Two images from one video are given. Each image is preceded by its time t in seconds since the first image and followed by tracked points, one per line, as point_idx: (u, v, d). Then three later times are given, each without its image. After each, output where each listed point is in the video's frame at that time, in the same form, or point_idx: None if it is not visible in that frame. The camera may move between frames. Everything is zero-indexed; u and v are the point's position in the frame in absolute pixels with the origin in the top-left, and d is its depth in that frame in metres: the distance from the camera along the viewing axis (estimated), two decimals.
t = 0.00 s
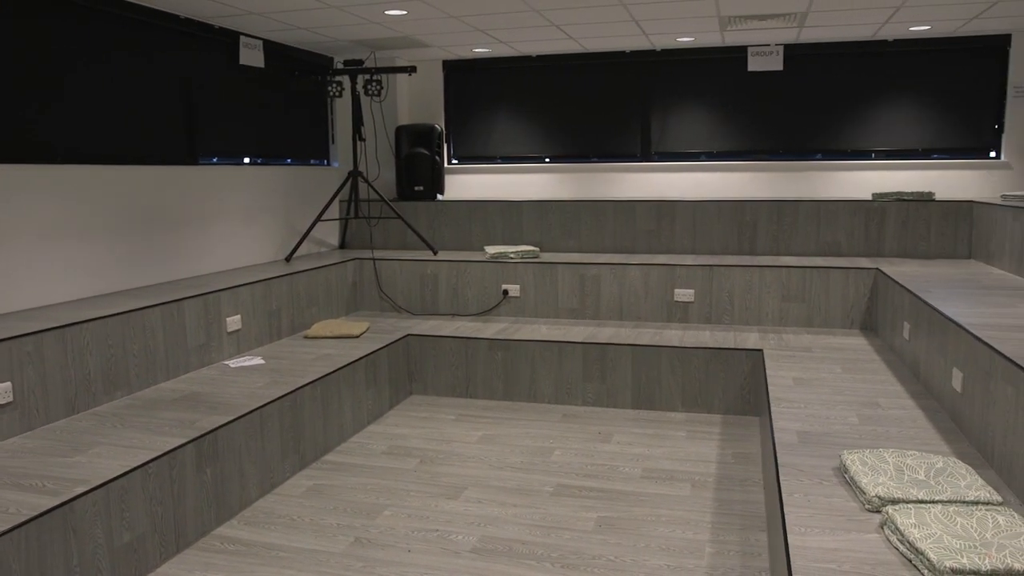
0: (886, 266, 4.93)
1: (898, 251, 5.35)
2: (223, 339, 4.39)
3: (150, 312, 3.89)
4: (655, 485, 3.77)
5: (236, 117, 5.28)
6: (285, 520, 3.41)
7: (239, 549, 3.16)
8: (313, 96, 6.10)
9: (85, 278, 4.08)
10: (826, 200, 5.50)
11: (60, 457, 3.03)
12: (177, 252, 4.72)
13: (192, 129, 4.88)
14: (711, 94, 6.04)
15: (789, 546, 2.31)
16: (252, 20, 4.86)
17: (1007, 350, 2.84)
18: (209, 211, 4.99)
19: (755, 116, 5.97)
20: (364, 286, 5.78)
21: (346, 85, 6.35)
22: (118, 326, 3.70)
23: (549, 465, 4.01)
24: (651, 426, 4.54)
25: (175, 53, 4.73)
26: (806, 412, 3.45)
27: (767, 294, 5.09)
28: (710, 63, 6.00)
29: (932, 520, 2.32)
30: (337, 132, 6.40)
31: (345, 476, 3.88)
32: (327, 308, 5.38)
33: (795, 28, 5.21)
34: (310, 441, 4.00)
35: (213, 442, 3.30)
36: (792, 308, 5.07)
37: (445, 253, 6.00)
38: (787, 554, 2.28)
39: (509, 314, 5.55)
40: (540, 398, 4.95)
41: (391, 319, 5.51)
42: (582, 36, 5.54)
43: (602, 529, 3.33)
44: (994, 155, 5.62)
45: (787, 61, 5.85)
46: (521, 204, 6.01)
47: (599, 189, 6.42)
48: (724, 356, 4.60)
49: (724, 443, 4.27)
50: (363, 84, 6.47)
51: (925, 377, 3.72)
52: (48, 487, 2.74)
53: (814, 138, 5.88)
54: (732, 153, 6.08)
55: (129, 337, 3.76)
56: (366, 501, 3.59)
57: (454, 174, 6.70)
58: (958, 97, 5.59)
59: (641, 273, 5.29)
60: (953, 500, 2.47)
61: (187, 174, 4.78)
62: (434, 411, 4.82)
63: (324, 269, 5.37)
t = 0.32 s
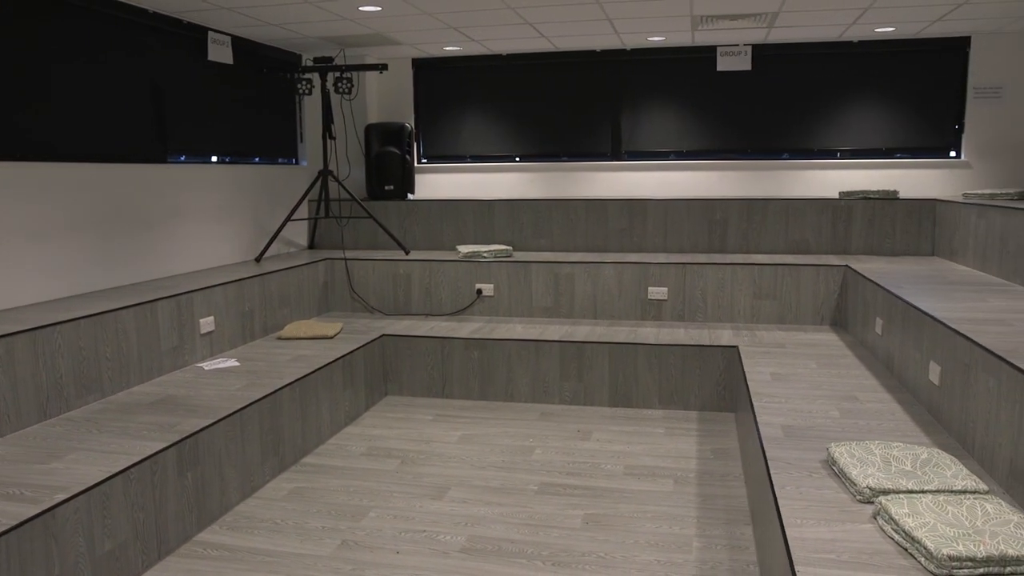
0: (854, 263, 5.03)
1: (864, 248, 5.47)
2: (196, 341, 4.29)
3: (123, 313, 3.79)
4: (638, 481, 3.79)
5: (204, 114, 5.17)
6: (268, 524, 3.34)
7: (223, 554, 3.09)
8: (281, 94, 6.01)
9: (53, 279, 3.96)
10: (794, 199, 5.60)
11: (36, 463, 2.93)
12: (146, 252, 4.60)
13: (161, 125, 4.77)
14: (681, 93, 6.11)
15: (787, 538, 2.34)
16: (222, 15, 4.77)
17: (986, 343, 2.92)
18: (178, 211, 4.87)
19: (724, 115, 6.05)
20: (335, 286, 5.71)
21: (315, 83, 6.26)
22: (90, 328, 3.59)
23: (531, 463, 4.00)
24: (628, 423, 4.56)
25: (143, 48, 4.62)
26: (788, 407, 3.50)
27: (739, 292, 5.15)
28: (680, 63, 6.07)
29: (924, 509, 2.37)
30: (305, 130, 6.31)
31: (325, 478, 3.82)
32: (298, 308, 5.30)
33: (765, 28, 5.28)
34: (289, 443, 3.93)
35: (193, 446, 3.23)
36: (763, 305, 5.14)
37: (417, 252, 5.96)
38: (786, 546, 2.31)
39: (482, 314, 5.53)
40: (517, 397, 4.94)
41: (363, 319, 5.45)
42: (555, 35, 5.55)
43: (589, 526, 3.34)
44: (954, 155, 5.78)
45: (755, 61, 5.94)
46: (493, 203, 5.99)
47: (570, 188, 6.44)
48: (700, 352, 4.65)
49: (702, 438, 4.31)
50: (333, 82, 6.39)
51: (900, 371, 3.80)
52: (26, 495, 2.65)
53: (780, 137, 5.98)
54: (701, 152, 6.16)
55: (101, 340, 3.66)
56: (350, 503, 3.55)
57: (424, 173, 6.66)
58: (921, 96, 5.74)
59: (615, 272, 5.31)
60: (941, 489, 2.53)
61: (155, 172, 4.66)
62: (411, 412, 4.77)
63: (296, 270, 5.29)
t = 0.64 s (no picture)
0: (823, 261, 5.13)
1: (831, 246, 5.58)
2: (167, 344, 4.20)
3: (94, 316, 3.69)
4: (620, 478, 3.81)
5: (171, 113, 5.07)
6: (249, 529, 3.28)
7: (205, 560, 3.03)
8: (249, 92, 5.92)
9: (19, 281, 3.84)
10: (761, 198, 5.69)
11: (10, 471, 2.84)
12: (113, 254, 4.49)
13: (126, 124, 4.65)
14: (649, 93, 6.17)
15: (780, 530, 2.38)
16: (190, 11, 4.67)
17: (961, 336, 3.00)
18: (146, 211, 4.76)
19: (692, 115, 6.12)
20: (305, 287, 5.64)
21: (282, 82, 6.18)
22: (61, 331, 3.50)
23: (511, 462, 4.00)
24: (605, 420, 4.59)
25: (108, 43, 4.50)
26: (768, 402, 3.55)
27: (711, 289, 5.21)
28: (648, 64, 6.13)
29: (911, 499, 2.43)
30: (273, 129, 6.22)
31: (305, 481, 3.77)
32: (269, 310, 5.22)
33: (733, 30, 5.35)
34: (266, 447, 3.87)
35: (173, 451, 3.16)
36: (734, 302, 5.21)
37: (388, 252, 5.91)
38: (780, 537, 2.35)
39: (455, 313, 5.51)
40: (493, 396, 4.93)
41: (335, 320, 5.39)
42: (527, 34, 5.56)
43: (574, 523, 3.35)
44: (914, 154, 5.93)
45: (723, 62, 6.03)
46: (464, 203, 5.97)
47: (540, 188, 6.45)
48: (675, 349, 4.70)
49: (679, 434, 4.35)
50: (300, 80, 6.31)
51: (873, 365, 3.89)
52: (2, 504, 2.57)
53: (747, 137, 6.08)
54: (670, 152, 6.23)
55: (72, 343, 3.56)
56: (332, 505, 3.50)
57: (393, 173, 6.61)
58: (883, 97, 5.89)
59: (589, 271, 5.34)
60: (925, 479, 2.59)
61: (123, 172, 4.55)
62: (387, 413, 4.73)
63: (267, 270, 5.21)
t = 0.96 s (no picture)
0: (786, 259, 5.24)
1: (792, 245, 5.70)
2: (133, 349, 4.11)
3: (60, 321, 3.59)
4: (596, 476, 3.84)
5: (132, 112, 4.96)
6: (227, 535, 3.23)
7: (183, 567, 2.97)
8: (211, 91, 5.82)
9: None
10: (724, 198, 5.78)
11: None
12: (75, 256, 4.37)
13: (85, 123, 4.53)
14: (613, 94, 6.23)
15: (767, 523, 2.43)
16: (151, 8, 4.57)
17: (929, 331, 3.10)
18: (108, 212, 4.65)
19: (655, 116, 6.20)
20: (271, 289, 5.56)
21: (245, 81, 6.09)
22: (26, 336, 3.39)
23: (487, 462, 4.00)
24: (577, 419, 4.62)
25: (67, 40, 4.38)
26: (741, 398, 3.62)
27: (677, 288, 5.29)
28: (612, 65, 6.19)
29: (890, 489, 2.50)
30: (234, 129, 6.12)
31: (280, 485, 3.72)
32: (235, 312, 5.14)
33: (697, 32, 5.44)
34: (239, 451, 3.81)
35: (148, 457, 3.10)
36: (701, 300, 5.29)
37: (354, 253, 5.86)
38: (767, 530, 2.40)
39: (424, 314, 5.49)
40: (464, 396, 4.93)
41: (302, 322, 5.32)
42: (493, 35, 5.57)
43: (555, 521, 3.37)
44: (870, 155, 6.10)
45: (686, 63, 6.12)
46: (430, 203, 5.94)
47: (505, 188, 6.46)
48: (645, 348, 4.76)
49: (651, 431, 4.41)
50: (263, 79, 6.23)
51: (840, 361, 3.99)
52: None
53: (709, 138, 6.18)
54: (633, 152, 6.29)
55: (38, 349, 3.46)
56: (309, 509, 3.47)
57: (357, 173, 6.56)
58: (839, 99, 6.04)
59: (557, 271, 5.37)
60: (901, 470, 2.67)
61: (84, 172, 4.44)
62: (358, 415, 4.70)
63: (232, 272, 5.12)
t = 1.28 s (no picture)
0: (746, 259, 5.37)
1: (751, 244, 5.83)
2: (95, 355, 4.02)
3: (20, 327, 3.49)
4: (568, 474, 3.89)
5: (86, 112, 4.83)
6: (201, 543, 3.18)
7: None
8: (167, 91, 5.70)
9: None
10: (684, 198, 5.89)
11: None
12: (30, 260, 4.25)
13: (39, 123, 4.40)
14: (573, 96, 6.29)
15: (747, 516, 2.50)
16: (108, 6, 4.46)
17: (892, 328, 3.21)
18: (63, 215, 4.53)
19: (614, 118, 6.28)
20: (232, 292, 5.48)
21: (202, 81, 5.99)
22: None
23: (460, 463, 4.01)
24: (545, 418, 4.66)
25: (19, 38, 4.25)
26: (710, 395, 3.70)
27: (641, 287, 5.37)
28: (572, 68, 6.25)
29: (862, 480, 2.59)
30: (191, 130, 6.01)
31: (252, 491, 3.68)
32: (196, 316, 5.05)
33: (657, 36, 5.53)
34: (208, 458, 3.75)
35: (119, 466, 3.04)
36: (664, 299, 5.38)
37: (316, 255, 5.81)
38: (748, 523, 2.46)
39: (388, 316, 5.47)
40: (431, 398, 4.93)
41: (265, 325, 5.26)
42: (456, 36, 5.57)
43: (531, 520, 3.40)
44: (823, 156, 6.27)
45: (645, 66, 6.21)
46: (393, 204, 5.92)
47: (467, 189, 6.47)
48: (612, 347, 4.82)
49: (619, 429, 4.47)
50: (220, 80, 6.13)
51: (802, 357, 4.10)
52: None
53: (667, 139, 6.28)
54: (593, 153, 6.37)
55: None
56: (283, 514, 3.43)
57: (317, 174, 6.50)
58: (792, 102, 6.20)
59: (521, 271, 5.40)
60: (870, 462, 2.76)
61: (39, 174, 4.31)
62: (326, 418, 4.66)
63: (193, 275, 5.04)
